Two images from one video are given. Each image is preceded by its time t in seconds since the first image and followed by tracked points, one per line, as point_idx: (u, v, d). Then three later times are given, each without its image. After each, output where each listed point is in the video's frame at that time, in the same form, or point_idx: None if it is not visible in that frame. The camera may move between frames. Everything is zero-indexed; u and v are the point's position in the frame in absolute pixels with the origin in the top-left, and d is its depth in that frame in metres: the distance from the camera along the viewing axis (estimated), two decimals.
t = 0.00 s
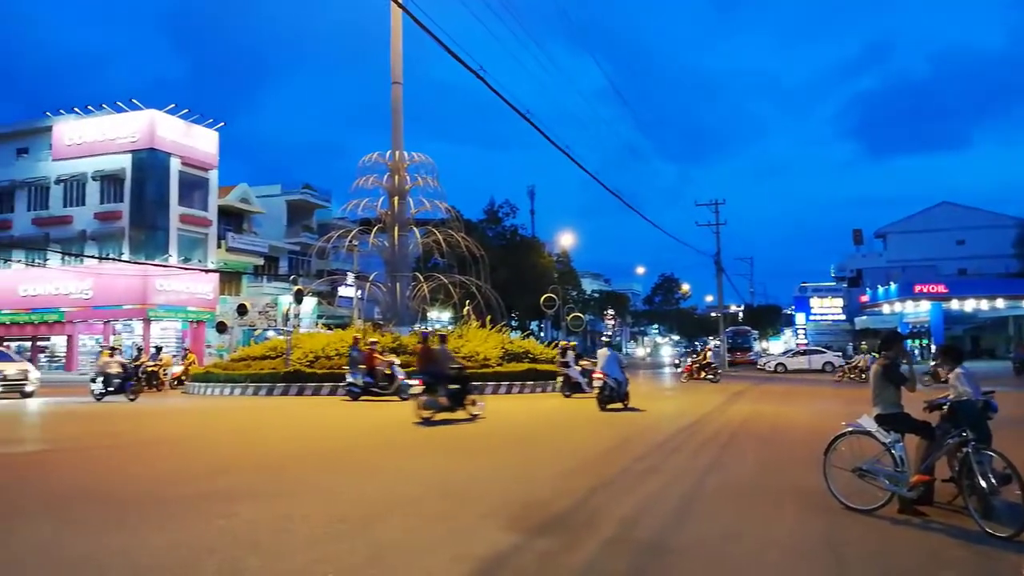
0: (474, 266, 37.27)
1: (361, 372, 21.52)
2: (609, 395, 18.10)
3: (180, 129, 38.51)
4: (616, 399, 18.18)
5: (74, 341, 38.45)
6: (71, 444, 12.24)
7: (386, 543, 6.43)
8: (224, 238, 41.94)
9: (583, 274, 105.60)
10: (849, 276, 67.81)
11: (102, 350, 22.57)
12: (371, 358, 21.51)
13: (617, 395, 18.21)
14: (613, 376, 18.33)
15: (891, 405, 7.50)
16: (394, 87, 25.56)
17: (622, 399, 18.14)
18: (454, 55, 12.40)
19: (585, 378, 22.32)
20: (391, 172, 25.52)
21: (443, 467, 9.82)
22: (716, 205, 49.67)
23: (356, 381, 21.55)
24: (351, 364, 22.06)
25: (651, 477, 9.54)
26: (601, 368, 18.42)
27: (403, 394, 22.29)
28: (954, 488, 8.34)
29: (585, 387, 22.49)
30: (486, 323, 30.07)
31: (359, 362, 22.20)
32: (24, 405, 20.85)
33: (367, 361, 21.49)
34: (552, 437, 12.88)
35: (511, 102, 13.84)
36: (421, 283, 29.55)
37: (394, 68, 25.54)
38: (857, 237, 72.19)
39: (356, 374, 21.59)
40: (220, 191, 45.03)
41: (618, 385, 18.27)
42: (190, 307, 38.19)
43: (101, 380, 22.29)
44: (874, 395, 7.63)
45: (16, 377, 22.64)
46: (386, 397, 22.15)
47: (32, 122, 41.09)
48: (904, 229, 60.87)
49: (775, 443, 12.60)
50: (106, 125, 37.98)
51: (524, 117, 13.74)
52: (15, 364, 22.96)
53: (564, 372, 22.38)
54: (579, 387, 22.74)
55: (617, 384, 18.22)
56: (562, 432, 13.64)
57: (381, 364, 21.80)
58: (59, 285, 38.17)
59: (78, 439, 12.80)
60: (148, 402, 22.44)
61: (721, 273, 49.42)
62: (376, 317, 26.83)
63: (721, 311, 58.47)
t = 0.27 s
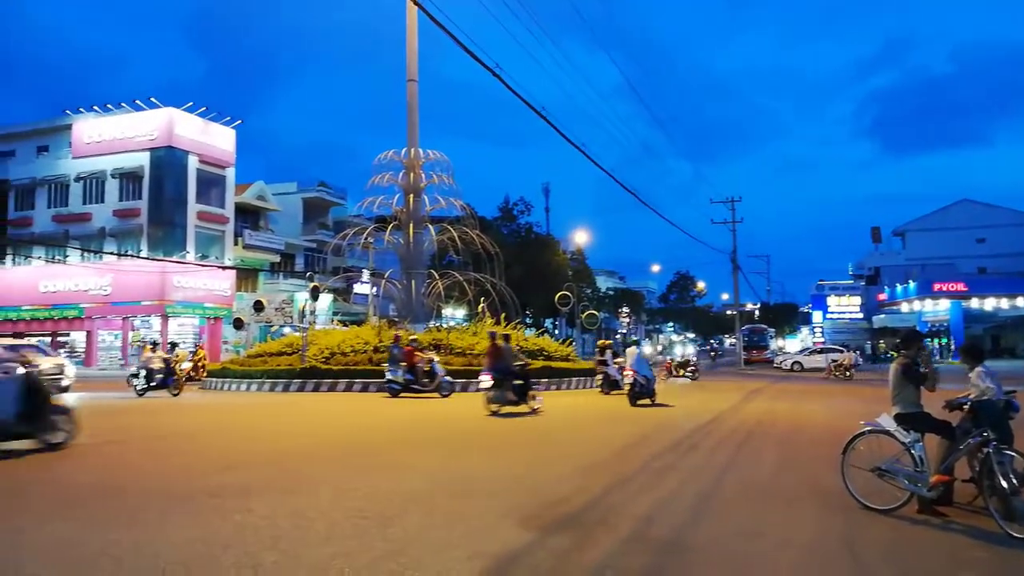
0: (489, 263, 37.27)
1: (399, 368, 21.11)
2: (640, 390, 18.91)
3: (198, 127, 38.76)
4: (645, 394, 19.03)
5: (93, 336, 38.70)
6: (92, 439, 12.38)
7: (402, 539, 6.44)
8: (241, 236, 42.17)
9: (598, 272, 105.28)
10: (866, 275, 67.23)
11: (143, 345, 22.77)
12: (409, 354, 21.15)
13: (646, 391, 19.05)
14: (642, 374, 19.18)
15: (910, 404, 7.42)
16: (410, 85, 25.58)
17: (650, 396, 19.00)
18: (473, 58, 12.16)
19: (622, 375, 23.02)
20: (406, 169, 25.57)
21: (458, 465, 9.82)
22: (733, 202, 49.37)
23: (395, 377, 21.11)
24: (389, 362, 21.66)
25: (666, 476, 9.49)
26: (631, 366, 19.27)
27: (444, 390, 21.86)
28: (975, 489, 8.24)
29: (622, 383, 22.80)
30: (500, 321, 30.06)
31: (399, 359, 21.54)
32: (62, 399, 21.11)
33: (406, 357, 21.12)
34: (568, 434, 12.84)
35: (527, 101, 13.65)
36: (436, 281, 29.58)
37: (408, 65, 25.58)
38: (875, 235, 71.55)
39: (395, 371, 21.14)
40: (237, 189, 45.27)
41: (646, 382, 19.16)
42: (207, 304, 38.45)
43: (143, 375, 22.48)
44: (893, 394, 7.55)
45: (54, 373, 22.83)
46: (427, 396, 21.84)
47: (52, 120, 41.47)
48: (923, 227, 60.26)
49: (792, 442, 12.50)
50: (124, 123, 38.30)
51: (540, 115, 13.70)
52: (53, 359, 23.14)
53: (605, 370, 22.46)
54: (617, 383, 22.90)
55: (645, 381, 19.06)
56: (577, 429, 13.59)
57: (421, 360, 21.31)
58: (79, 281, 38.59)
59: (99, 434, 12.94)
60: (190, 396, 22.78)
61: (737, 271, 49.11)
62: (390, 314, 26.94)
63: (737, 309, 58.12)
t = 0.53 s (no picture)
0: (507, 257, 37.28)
1: (444, 362, 21.39)
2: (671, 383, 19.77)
3: (219, 122, 39.05)
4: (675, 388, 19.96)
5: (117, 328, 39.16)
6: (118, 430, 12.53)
7: (422, 532, 6.46)
8: (262, 229, 42.45)
9: (617, 266, 104.87)
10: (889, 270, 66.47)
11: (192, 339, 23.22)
12: (454, 348, 21.41)
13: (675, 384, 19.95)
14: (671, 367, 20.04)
15: (935, 400, 7.34)
16: (428, 78, 25.59)
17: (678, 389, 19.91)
18: (491, 49, 12.47)
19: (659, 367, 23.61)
20: (426, 163, 25.58)
21: (477, 458, 9.82)
22: (754, 196, 48.98)
23: (440, 371, 21.40)
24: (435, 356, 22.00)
25: (686, 471, 9.44)
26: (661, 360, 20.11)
27: (490, 383, 21.81)
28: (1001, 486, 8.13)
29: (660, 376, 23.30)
30: (519, 315, 30.05)
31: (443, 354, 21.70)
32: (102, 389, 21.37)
33: (450, 352, 21.39)
34: (586, 429, 12.82)
35: (544, 91, 14.04)
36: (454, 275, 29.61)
37: (428, 59, 25.58)
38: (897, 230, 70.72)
39: (440, 364, 21.44)
40: (258, 183, 45.56)
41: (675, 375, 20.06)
42: (228, 297, 38.77)
43: (189, 368, 22.87)
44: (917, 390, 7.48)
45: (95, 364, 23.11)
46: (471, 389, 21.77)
47: (76, 115, 41.92)
48: (947, 221, 59.47)
49: (812, 438, 12.39)
50: (147, 118, 38.65)
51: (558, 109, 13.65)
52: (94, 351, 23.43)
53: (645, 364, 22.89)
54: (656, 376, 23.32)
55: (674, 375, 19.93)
56: (596, 424, 13.56)
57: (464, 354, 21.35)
58: (103, 274, 39.05)
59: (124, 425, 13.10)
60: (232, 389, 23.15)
61: (757, 265, 48.73)
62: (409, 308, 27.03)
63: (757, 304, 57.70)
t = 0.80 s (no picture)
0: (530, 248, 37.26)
1: (490, 354, 20.88)
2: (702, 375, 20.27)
3: (245, 113, 39.34)
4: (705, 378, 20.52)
5: (145, 317, 39.78)
6: (147, 417, 12.73)
7: (445, 520, 6.50)
8: (287, 220, 42.73)
9: (640, 257, 104.34)
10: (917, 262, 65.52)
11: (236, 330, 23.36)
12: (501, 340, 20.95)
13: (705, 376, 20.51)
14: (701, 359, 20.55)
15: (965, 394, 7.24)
16: (452, 69, 25.56)
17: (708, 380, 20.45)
18: (515, 39, 12.53)
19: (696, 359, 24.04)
20: (449, 154, 25.59)
21: (500, 448, 9.84)
22: (780, 187, 48.46)
23: (487, 363, 20.85)
24: (480, 349, 21.56)
25: (710, 464, 9.40)
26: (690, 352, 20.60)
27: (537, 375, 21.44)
28: None
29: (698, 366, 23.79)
30: (542, 306, 30.02)
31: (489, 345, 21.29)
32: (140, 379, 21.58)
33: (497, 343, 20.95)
34: (610, 420, 12.79)
35: (567, 81, 14.07)
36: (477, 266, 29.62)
37: (451, 50, 25.55)
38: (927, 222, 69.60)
39: (487, 356, 20.93)
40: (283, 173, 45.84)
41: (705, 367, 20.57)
42: (254, 287, 39.14)
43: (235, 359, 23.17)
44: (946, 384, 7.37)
45: (139, 353, 23.42)
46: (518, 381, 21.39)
47: (105, 106, 42.43)
48: (977, 214, 58.43)
49: (840, 432, 12.26)
50: (175, 110, 39.03)
51: (582, 99, 13.60)
52: (139, 339, 23.71)
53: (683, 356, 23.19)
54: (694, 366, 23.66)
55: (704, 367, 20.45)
56: (619, 415, 13.53)
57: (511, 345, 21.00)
58: (131, 264, 39.58)
59: (153, 412, 13.30)
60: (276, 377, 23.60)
61: (782, 257, 48.21)
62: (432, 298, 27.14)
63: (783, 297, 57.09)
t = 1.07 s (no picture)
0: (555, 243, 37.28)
1: (539, 348, 20.81)
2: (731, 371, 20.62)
3: (273, 109, 39.71)
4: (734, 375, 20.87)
5: (176, 311, 40.26)
6: (180, 408, 12.93)
7: (472, 513, 6.54)
8: (313, 215, 43.09)
9: (666, 252, 103.81)
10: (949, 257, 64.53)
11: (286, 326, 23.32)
12: (549, 335, 20.82)
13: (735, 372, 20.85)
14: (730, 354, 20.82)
15: (999, 391, 7.15)
16: (477, 64, 25.61)
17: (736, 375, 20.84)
18: (540, 32, 12.59)
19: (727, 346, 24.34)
20: (473, 149, 25.64)
21: (527, 442, 9.89)
22: (808, 181, 48.01)
23: (535, 357, 20.80)
24: (528, 343, 21.46)
25: (737, 459, 9.38)
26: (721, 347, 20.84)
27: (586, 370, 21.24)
28: None
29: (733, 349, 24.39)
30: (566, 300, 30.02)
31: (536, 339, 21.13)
32: (189, 373, 21.55)
33: (545, 338, 20.84)
34: (635, 415, 12.79)
35: (593, 75, 14.10)
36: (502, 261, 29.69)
37: (477, 44, 25.57)
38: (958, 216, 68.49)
39: (535, 351, 20.90)
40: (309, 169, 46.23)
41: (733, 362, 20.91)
42: (282, 282, 39.53)
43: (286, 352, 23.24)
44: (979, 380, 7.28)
45: (185, 346, 23.53)
46: (567, 376, 21.25)
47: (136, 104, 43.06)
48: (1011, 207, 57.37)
49: (868, 428, 12.15)
50: (204, 106, 39.46)
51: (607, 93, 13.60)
52: (185, 333, 23.79)
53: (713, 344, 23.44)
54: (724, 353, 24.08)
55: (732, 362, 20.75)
56: (645, 410, 13.52)
57: (559, 341, 20.85)
58: (163, 259, 40.09)
59: (186, 404, 13.52)
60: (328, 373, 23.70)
61: (810, 251, 47.73)
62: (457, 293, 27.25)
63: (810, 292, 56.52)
